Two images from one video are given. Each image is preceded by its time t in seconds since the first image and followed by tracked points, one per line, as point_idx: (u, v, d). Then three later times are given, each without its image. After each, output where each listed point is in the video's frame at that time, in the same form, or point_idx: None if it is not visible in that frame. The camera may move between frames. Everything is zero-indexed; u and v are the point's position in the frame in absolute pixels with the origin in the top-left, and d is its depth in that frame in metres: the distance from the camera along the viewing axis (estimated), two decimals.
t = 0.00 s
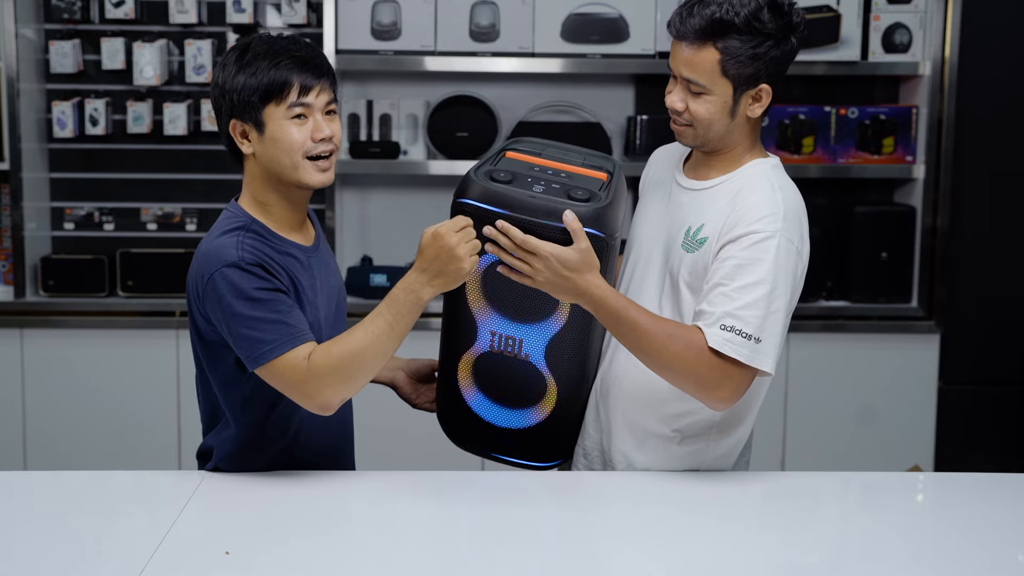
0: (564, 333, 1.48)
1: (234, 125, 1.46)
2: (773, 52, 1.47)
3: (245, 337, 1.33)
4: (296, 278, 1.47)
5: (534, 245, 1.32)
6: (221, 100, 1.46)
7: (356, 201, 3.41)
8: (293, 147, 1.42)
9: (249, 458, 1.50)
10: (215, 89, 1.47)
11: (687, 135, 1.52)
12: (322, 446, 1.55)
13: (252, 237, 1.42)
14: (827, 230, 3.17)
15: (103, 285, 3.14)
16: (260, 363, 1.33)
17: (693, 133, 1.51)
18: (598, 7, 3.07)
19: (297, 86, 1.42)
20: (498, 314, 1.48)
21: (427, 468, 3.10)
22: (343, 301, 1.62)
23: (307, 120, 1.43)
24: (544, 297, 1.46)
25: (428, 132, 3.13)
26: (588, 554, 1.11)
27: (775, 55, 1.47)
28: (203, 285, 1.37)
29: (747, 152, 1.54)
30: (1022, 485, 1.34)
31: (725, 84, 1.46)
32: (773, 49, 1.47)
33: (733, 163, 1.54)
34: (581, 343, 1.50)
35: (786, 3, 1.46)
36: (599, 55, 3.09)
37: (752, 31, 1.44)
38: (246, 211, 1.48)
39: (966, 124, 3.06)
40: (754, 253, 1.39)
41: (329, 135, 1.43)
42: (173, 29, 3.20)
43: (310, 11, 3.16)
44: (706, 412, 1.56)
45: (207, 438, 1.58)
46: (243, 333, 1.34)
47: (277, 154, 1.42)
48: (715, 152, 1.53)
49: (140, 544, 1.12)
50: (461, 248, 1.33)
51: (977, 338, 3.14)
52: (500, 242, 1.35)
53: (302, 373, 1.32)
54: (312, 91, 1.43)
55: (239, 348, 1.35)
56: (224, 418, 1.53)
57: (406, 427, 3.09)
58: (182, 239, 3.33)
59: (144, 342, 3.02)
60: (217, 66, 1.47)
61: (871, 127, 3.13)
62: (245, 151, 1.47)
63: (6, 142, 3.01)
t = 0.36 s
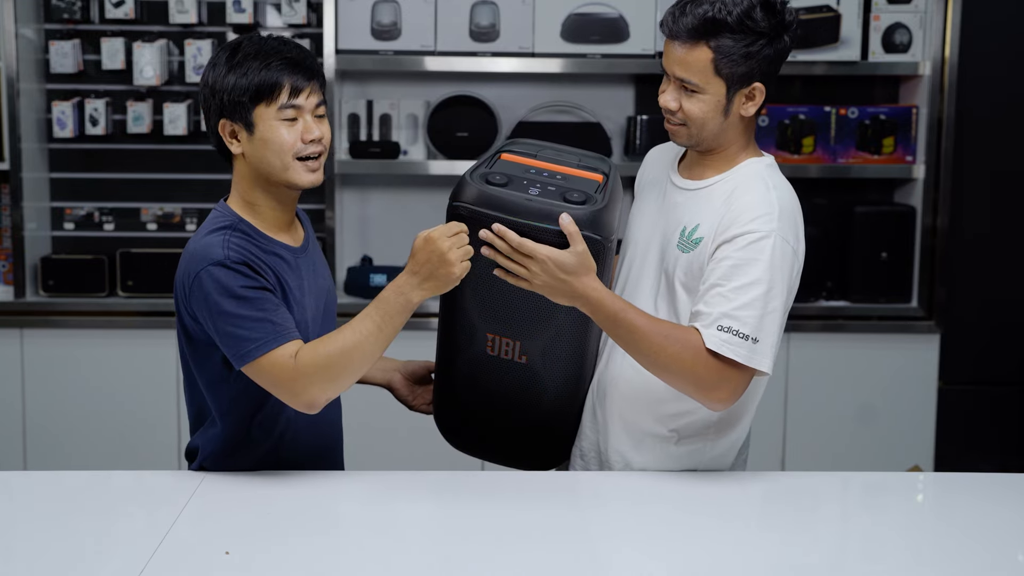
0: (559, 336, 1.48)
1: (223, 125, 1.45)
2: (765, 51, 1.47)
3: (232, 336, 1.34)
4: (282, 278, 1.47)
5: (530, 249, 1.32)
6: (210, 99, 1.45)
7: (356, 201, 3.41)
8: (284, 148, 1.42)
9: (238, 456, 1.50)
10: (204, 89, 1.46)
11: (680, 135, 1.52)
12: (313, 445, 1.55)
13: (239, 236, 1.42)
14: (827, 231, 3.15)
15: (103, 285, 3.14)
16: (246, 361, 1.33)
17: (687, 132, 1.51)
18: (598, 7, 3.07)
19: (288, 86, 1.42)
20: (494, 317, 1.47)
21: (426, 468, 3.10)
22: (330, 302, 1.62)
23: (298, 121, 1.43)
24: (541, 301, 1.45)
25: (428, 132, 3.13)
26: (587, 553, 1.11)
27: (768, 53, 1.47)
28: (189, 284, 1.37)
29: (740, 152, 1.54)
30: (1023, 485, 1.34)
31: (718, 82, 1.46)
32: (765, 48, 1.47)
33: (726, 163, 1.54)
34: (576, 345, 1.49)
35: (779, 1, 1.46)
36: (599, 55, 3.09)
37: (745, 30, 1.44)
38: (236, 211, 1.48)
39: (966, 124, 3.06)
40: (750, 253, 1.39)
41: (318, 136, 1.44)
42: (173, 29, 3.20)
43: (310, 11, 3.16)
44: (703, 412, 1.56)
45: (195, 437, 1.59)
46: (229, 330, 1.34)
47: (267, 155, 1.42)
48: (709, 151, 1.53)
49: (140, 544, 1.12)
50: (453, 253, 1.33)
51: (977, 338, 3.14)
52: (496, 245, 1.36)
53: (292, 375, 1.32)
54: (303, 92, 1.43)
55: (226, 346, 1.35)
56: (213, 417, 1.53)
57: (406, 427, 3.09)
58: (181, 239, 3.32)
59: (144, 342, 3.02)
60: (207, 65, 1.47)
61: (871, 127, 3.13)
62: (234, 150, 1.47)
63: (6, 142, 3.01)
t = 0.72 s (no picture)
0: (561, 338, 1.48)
1: (240, 130, 1.44)
2: (755, 52, 1.46)
3: (236, 334, 1.34)
4: (283, 278, 1.47)
5: (535, 250, 1.32)
6: (224, 104, 1.44)
7: (356, 201, 3.41)
8: (308, 148, 1.46)
9: (240, 454, 1.50)
10: (215, 95, 1.44)
11: (681, 142, 1.52)
12: (314, 443, 1.56)
13: (241, 236, 1.42)
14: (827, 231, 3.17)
15: (103, 285, 3.14)
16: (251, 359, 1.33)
17: (689, 141, 1.51)
18: (597, 7, 3.07)
19: (308, 88, 1.45)
20: (497, 319, 1.47)
21: (426, 468, 3.10)
22: (331, 301, 1.62)
23: (316, 121, 1.46)
24: (543, 303, 1.45)
25: (428, 132, 3.13)
26: (587, 554, 1.11)
27: (758, 51, 1.47)
28: (191, 284, 1.37)
29: (742, 153, 1.54)
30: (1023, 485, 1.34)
31: (712, 90, 1.46)
32: (754, 49, 1.46)
33: (729, 166, 1.54)
34: (577, 345, 1.49)
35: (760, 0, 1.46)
36: (599, 55, 3.09)
37: (730, 35, 1.43)
38: (245, 214, 1.49)
39: (966, 124, 3.06)
40: (753, 254, 1.39)
41: (336, 133, 1.48)
42: (173, 29, 3.20)
43: (310, 11, 3.16)
44: (704, 412, 1.56)
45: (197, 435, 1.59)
46: (232, 329, 1.34)
47: (292, 156, 1.45)
48: (712, 156, 1.54)
49: (140, 544, 1.12)
50: (454, 246, 1.33)
51: (977, 338, 3.14)
52: (500, 246, 1.36)
53: (295, 374, 1.32)
54: (319, 93, 1.47)
55: (230, 346, 1.35)
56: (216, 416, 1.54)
57: (406, 427, 3.09)
58: (182, 239, 3.32)
59: (144, 342, 3.02)
60: (213, 69, 1.44)
61: (871, 127, 3.13)
62: (250, 155, 1.46)
63: (6, 142, 3.01)
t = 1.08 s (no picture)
0: (561, 341, 1.48)
1: (242, 131, 1.44)
2: (764, 50, 1.47)
3: (237, 334, 1.34)
4: (284, 278, 1.47)
5: (536, 254, 1.32)
6: (226, 105, 1.44)
7: (356, 201, 3.41)
8: (310, 149, 1.46)
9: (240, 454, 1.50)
10: (218, 95, 1.44)
11: (680, 135, 1.52)
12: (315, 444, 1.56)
13: (242, 236, 1.42)
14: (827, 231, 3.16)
15: (103, 285, 3.14)
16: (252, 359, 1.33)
17: (688, 133, 1.51)
18: (597, 7, 3.07)
19: (311, 89, 1.45)
20: (498, 321, 1.47)
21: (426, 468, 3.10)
22: (332, 301, 1.62)
23: (318, 123, 1.46)
24: (544, 306, 1.45)
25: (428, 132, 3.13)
26: (586, 554, 1.10)
27: (768, 52, 1.47)
28: (192, 284, 1.37)
29: (743, 153, 1.54)
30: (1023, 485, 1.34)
31: (718, 83, 1.46)
32: (765, 46, 1.47)
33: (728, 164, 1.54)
34: (577, 348, 1.49)
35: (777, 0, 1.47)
36: (599, 55, 3.09)
37: (743, 29, 1.44)
38: (245, 214, 1.49)
39: (966, 124, 3.06)
40: (754, 254, 1.39)
41: (337, 135, 1.48)
42: (173, 29, 3.20)
43: (310, 11, 3.16)
44: (705, 412, 1.56)
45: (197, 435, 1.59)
46: (234, 328, 1.34)
47: (294, 157, 1.45)
48: (710, 152, 1.53)
49: (140, 544, 1.12)
50: (455, 247, 1.33)
51: (977, 338, 3.14)
52: (501, 249, 1.36)
53: (298, 376, 1.32)
54: (322, 94, 1.47)
55: (231, 346, 1.35)
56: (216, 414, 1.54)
57: (405, 427, 3.09)
58: (182, 239, 3.32)
59: (144, 342, 3.02)
60: (216, 70, 1.44)
61: (871, 127, 3.13)
62: (251, 155, 1.46)
63: (6, 142, 3.01)
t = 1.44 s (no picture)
0: (562, 340, 1.48)
1: (244, 129, 1.44)
2: (767, 47, 1.47)
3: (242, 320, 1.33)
4: (286, 272, 1.47)
5: (535, 258, 1.33)
6: (229, 103, 1.44)
7: (356, 201, 3.41)
8: (310, 148, 1.45)
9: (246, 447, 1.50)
10: (219, 94, 1.44)
11: (683, 131, 1.52)
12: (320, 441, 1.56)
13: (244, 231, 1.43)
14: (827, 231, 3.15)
15: (103, 285, 3.14)
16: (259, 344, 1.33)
17: (690, 129, 1.51)
18: (597, 7, 3.07)
19: (312, 89, 1.45)
20: (496, 322, 1.47)
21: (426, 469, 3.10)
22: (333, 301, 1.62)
23: (319, 122, 1.46)
24: (542, 308, 1.45)
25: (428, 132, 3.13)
26: (585, 554, 1.10)
27: (771, 50, 1.47)
28: (196, 279, 1.38)
29: (744, 153, 1.54)
30: None
31: (720, 78, 1.46)
32: (767, 44, 1.47)
33: (728, 163, 1.53)
34: (576, 348, 1.49)
35: None
36: (599, 55, 3.09)
37: (747, 25, 1.44)
38: (248, 213, 1.49)
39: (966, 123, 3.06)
40: (755, 256, 1.39)
41: (338, 134, 1.48)
42: (173, 29, 3.20)
43: (310, 11, 3.16)
44: (704, 413, 1.56)
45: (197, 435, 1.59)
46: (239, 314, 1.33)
47: (295, 156, 1.45)
48: (711, 150, 1.53)
49: (140, 544, 1.12)
50: (456, 220, 1.33)
51: (977, 338, 3.14)
52: (501, 253, 1.37)
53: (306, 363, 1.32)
54: (323, 94, 1.47)
55: (237, 334, 1.34)
56: (219, 410, 1.53)
57: (405, 427, 3.09)
58: (182, 239, 3.32)
59: (144, 342, 3.02)
60: (218, 68, 1.45)
61: (871, 127, 3.13)
62: (253, 154, 1.46)
63: (6, 142, 3.01)
